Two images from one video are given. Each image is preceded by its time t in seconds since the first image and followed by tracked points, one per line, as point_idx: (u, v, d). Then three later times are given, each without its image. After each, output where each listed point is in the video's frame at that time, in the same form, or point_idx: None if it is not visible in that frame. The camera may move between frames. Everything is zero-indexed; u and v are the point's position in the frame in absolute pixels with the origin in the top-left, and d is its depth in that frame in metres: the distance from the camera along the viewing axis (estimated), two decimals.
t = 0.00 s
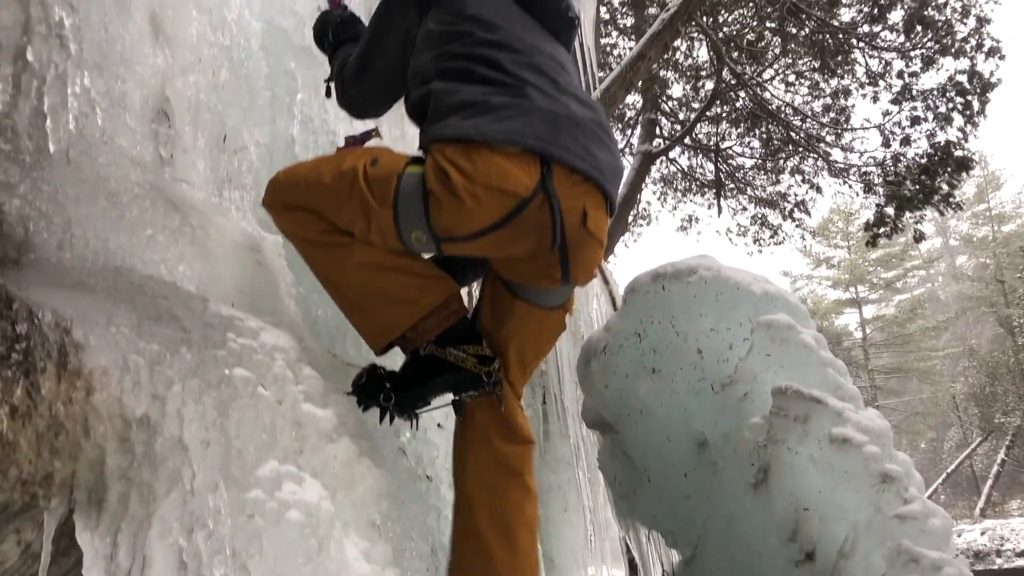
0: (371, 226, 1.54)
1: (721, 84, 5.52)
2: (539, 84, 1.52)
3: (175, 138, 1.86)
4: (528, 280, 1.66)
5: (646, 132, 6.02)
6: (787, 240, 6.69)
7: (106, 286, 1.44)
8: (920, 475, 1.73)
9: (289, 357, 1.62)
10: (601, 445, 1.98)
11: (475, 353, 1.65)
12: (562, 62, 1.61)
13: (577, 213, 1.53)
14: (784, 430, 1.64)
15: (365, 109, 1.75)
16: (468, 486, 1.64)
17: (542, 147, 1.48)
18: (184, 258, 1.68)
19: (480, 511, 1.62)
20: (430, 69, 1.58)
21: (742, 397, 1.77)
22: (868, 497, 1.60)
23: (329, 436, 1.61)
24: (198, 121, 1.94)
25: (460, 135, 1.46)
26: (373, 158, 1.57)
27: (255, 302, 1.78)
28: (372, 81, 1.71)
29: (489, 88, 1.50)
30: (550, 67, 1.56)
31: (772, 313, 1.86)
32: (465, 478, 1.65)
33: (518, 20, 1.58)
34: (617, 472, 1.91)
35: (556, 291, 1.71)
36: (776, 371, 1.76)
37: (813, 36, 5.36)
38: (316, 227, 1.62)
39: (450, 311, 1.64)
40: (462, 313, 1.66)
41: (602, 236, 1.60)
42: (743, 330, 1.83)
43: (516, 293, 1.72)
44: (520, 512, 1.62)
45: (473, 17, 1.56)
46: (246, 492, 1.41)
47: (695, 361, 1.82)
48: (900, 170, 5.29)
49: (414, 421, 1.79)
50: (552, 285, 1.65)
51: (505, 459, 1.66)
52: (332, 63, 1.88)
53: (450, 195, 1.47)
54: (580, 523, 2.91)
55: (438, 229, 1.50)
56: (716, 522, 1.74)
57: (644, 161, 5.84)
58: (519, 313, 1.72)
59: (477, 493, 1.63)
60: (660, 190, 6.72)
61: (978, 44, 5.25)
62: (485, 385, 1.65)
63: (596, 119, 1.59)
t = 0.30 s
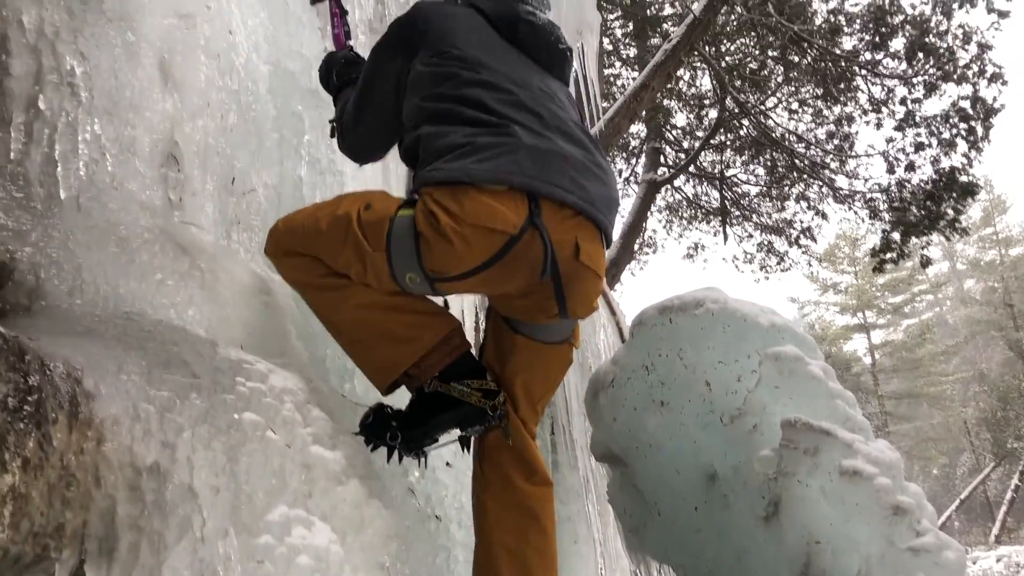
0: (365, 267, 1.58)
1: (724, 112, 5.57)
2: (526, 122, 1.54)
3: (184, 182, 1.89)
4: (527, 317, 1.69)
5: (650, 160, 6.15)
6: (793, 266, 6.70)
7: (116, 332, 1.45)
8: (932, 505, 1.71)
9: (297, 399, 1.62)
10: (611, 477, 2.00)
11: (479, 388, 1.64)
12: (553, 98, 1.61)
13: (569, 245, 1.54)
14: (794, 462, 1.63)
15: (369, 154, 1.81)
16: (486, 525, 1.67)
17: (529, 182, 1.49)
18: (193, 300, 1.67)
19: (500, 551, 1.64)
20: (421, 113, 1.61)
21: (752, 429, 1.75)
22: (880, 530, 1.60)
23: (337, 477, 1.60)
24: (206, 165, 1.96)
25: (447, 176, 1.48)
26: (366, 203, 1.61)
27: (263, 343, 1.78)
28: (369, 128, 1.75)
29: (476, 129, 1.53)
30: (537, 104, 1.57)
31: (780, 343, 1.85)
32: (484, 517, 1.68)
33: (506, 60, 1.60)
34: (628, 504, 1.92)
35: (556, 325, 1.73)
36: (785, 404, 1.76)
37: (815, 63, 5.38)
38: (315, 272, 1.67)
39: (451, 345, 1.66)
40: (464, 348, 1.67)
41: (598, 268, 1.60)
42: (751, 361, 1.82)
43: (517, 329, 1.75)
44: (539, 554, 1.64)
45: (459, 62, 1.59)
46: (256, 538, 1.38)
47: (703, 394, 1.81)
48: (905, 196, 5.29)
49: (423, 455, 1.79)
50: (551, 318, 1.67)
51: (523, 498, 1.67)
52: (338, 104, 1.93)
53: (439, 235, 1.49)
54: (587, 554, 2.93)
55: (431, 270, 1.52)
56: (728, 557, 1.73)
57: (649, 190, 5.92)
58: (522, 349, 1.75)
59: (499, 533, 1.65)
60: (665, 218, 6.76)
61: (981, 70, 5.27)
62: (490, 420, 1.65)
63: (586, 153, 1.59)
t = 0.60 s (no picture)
0: (365, 316, 1.59)
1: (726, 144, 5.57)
2: (522, 172, 1.56)
3: (195, 226, 1.90)
4: (525, 361, 1.68)
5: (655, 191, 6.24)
6: (799, 296, 6.72)
7: (129, 378, 1.46)
8: (944, 544, 1.69)
9: (308, 443, 1.61)
10: (618, 513, 2.00)
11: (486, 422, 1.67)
12: (549, 144, 1.64)
13: (566, 294, 1.54)
14: (804, 500, 1.64)
15: (376, 189, 1.81)
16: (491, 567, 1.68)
17: (525, 234, 1.49)
18: (205, 345, 1.66)
19: None
20: (419, 158, 1.62)
21: (761, 466, 1.77)
22: (891, 569, 1.58)
23: (348, 522, 1.59)
24: (217, 209, 1.97)
25: (443, 228, 1.49)
26: (364, 253, 1.61)
27: (272, 387, 1.78)
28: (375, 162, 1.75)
29: (472, 179, 1.54)
30: (533, 153, 1.59)
31: (788, 379, 1.85)
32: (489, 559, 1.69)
33: (503, 106, 1.62)
34: (636, 541, 1.93)
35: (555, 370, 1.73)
36: (794, 441, 1.78)
37: (817, 94, 5.40)
38: (316, 321, 1.69)
39: (454, 384, 1.70)
40: (468, 385, 1.71)
41: (595, 313, 1.60)
42: (759, 398, 1.83)
43: (516, 373, 1.76)
44: None
45: (457, 107, 1.61)
46: None
47: (712, 431, 1.84)
48: (910, 226, 5.30)
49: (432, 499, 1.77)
50: (547, 364, 1.66)
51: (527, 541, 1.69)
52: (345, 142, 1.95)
53: (438, 285, 1.50)
54: None
55: (430, 318, 1.54)
56: None
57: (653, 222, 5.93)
58: (522, 394, 1.76)
59: None
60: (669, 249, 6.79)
61: (982, 100, 5.32)
62: (498, 453, 1.67)
63: (581, 202, 1.61)
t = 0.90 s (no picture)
0: (378, 352, 1.58)
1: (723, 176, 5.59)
2: (532, 208, 1.56)
3: (204, 266, 1.90)
4: (534, 395, 1.67)
5: (653, 224, 6.25)
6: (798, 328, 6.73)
7: (138, 423, 1.45)
8: None
9: (317, 486, 1.59)
10: (625, 550, 2.02)
11: (494, 460, 1.64)
12: (555, 182, 1.65)
13: (578, 328, 1.54)
14: (812, 538, 1.61)
15: (381, 232, 1.77)
16: None
17: (539, 270, 1.50)
18: (214, 387, 1.65)
19: None
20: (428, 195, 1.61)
21: (767, 504, 1.77)
22: None
23: (358, 567, 1.56)
24: (225, 249, 1.97)
25: (457, 263, 1.49)
26: (374, 291, 1.60)
27: (280, 428, 1.76)
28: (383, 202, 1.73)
29: (483, 216, 1.54)
30: (542, 190, 1.59)
31: (794, 416, 1.86)
32: None
33: (512, 144, 1.63)
34: None
35: (563, 405, 1.75)
36: (801, 478, 1.78)
37: (815, 127, 5.44)
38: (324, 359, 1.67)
39: (463, 422, 1.67)
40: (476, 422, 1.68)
41: (604, 347, 1.61)
42: (766, 434, 1.84)
43: (525, 409, 1.77)
44: None
45: (466, 144, 1.61)
46: None
47: (718, 468, 1.83)
48: (909, 258, 5.28)
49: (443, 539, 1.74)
50: (558, 397, 1.66)
51: None
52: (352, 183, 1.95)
53: (452, 320, 1.49)
54: None
55: (444, 352, 1.53)
56: None
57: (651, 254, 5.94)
58: (530, 431, 1.76)
59: None
60: (668, 281, 6.79)
61: (978, 133, 5.36)
62: (507, 491, 1.64)
63: (589, 238, 1.62)
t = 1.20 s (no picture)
0: (394, 374, 1.57)
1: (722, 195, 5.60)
2: (548, 230, 1.56)
3: (214, 291, 1.89)
4: (548, 416, 1.67)
5: (653, 242, 6.25)
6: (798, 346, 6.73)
7: (153, 450, 1.44)
8: None
9: (331, 511, 1.57)
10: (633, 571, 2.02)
11: (509, 483, 1.64)
12: (569, 205, 1.65)
13: (595, 350, 1.53)
14: (825, 559, 1.63)
15: (396, 253, 1.77)
16: None
17: (557, 291, 1.49)
18: (227, 412, 1.64)
19: None
20: (443, 216, 1.60)
21: (778, 524, 1.80)
22: None
23: None
24: (236, 273, 1.96)
25: (475, 284, 1.48)
26: (391, 312, 1.60)
27: (292, 453, 1.75)
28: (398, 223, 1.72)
29: (500, 238, 1.53)
30: (557, 213, 1.59)
31: (803, 435, 1.89)
32: None
33: (527, 166, 1.63)
34: None
35: (576, 428, 1.73)
36: (811, 497, 1.81)
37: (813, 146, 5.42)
38: (334, 382, 1.64)
39: (478, 444, 1.66)
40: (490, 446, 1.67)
41: (619, 368, 1.60)
42: (775, 455, 1.86)
43: (538, 429, 1.76)
44: None
45: (481, 166, 1.61)
46: None
47: (728, 489, 1.85)
48: (909, 275, 5.32)
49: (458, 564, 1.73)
50: (573, 418, 1.64)
51: None
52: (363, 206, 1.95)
53: (472, 340, 1.48)
54: None
55: (463, 373, 1.52)
56: None
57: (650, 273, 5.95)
58: (544, 452, 1.75)
59: None
60: (668, 300, 6.79)
61: (977, 151, 5.36)
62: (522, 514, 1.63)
63: (602, 261, 1.62)
